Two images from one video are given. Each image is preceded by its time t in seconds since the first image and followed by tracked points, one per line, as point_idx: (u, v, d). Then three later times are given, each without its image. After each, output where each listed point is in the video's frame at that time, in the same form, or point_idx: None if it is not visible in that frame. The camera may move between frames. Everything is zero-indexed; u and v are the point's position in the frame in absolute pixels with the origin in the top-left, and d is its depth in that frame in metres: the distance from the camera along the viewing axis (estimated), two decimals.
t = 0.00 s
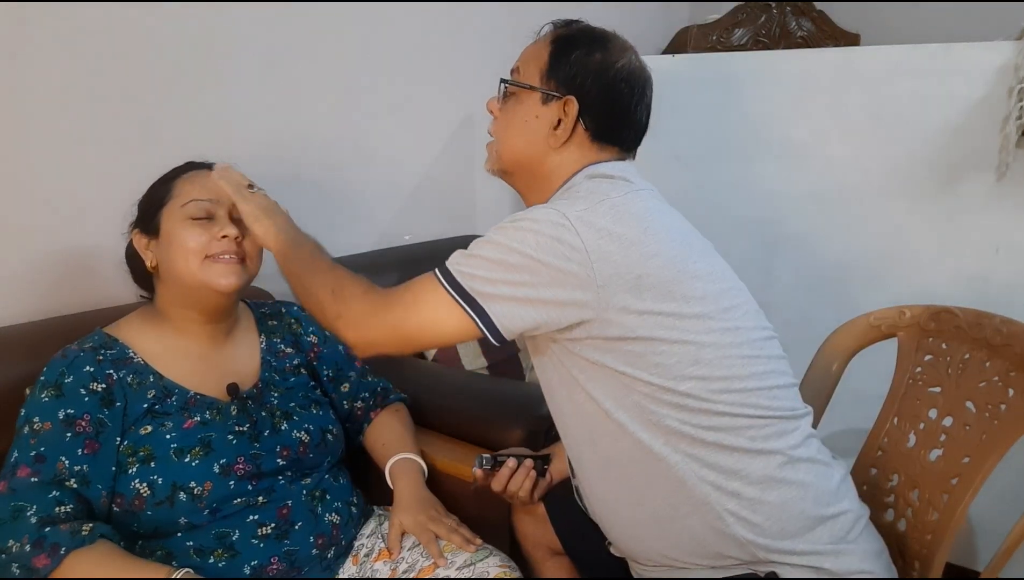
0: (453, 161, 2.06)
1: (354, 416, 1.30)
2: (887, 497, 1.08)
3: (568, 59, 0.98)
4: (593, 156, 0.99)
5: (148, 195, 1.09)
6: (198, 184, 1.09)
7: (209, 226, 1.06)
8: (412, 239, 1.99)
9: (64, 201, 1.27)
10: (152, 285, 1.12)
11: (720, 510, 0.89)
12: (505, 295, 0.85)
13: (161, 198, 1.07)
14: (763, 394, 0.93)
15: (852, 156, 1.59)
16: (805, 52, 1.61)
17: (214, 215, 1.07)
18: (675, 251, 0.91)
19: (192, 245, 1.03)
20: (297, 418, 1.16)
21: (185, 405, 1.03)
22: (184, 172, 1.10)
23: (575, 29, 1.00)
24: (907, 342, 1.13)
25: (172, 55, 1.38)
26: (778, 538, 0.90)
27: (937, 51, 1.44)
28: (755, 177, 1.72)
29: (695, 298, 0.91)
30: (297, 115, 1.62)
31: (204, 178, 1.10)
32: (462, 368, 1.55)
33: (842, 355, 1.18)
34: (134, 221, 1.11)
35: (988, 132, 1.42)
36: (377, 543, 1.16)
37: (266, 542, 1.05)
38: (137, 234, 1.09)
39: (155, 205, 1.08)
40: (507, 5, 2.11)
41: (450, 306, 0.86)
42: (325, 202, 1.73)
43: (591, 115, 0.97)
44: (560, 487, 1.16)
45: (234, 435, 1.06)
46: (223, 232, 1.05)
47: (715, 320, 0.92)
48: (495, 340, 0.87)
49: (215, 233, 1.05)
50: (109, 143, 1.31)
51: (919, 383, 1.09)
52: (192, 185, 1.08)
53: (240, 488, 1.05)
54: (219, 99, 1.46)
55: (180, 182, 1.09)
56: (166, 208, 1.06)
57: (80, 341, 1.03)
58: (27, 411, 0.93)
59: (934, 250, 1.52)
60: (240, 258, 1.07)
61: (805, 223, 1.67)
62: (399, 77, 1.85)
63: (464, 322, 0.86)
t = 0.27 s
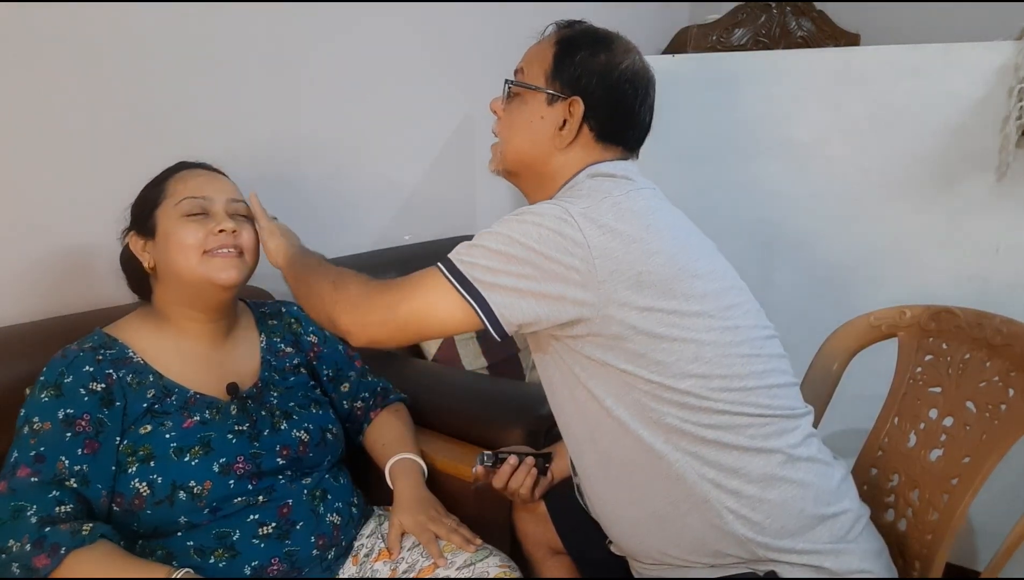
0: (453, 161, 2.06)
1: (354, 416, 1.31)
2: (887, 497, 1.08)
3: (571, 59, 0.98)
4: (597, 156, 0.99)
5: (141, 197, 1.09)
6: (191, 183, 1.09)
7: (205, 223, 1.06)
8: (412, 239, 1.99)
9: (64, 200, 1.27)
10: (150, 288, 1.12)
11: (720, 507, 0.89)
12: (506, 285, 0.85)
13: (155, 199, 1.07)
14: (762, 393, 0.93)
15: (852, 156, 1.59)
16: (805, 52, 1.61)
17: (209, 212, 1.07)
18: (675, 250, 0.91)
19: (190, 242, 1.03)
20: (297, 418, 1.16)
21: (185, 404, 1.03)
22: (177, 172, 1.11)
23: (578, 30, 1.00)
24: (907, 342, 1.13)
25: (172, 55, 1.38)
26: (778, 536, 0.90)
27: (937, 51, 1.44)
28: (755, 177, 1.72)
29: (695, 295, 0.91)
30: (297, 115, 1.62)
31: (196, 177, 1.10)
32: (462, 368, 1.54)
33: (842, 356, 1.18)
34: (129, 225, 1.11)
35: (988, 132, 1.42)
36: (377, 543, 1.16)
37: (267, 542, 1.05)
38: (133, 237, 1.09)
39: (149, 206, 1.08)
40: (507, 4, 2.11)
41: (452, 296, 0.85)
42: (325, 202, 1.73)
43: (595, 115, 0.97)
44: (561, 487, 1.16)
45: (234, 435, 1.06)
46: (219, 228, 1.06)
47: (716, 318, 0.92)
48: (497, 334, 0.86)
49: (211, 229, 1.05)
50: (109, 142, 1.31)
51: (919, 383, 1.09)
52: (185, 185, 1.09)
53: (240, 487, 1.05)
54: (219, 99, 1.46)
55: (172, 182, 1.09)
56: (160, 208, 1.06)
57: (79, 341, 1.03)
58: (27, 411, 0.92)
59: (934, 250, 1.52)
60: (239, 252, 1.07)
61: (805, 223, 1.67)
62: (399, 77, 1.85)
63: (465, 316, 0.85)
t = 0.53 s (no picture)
0: (453, 161, 2.06)
1: (355, 416, 1.31)
2: (887, 497, 1.08)
3: (555, 64, 0.98)
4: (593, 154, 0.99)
5: (139, 199, 1.09)
6: (188, 183, 1.09)
7: (204, 223, 1.06)
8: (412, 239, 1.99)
9: (64, 200, 1.27)
10: (150, 289, 1.12)
11: (723, 506, 0.89)
12: (515, 286, 0.84)
13: (153, 201, 1.07)
14: (767, 390, 0.93)
15: (851, 156, 1.59)
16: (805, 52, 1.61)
17: (207, 212, 1.07)
18: (680, 247, 0.91)
19: (189, 242, 1.03)
20: (297, 418, 1.16)
21: (185, 404, 1.03)
22: (173, 173, 1.11)
23: (559, 38, 1.01)
24: (907, 341, 1.13)
25: (172, 56, 1.38)
26: (780, 535, 0.90)
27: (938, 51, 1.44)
28: (755, 177, 1.72)
29: (700, 292, 0.91)
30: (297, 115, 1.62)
31: (193, 177, 1.10)
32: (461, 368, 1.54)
33: (842, 355, 1.18)
34: (127, 227, 1.11)
35: (988, 132, 1.42)
36: (377, 543, 1.16)
37: (267, 542, 1.05)
38: (131, 240, 1.09)
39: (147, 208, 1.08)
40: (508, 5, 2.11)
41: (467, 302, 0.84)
42: (325, 202, 1.73)
43: (585, 113, 0.97)
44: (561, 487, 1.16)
45: (234, 435, 1.06)
46: (218, 228, 1.06)
47: (720, 315, 0.92)
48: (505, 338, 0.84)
49: (210, 230, 1.05)
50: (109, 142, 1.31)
51: (919, 383, 1.09)
52: (182, 185, 1.09)
53: (240, 488, 1.05)
54: (219, 99, 1.46)
55: (169, 183, 1.09)
56: (158, 210, 1.06)
57: (79, 342, 1.03)
58: (26, 411, 0.92)
59: (934, 250, 1.52)
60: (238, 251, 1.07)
61: (805, 223, 1.67)
62: (399, 77, 1.85)
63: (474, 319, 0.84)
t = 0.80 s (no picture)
0: (453, 161, 2.06)
1: (355, 416, 1.31)
2: (887, 497, 1.08)
3: (545, 71, 0.99)
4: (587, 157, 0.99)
5: (139, 199, 1.09)
6: (189, 184, 1.09)
7: (205, 223, 1.06)
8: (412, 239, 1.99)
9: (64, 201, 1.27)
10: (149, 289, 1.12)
11: (722, 503, 0.90)
12: (513, 263, 0.82)
13: (153, 201, 1.07)
14: (764, 386, 0.93)
15: (851, 156, 1.59)
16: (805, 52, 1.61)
17: (208, 213, 1.08)
18: (677, 244, 0.92)
19: (190, 243, 1.04)
20: (297, 417, 1.16)
21: (185, 403, 1.03)
22: (174, 173, 1.11)
23: (547, 46, 1.02)
24: (907, 342, 1.14)
25: (172, 56, 1.38)
26: (778, 533, 0.90)
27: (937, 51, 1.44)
28: (754, 177, 1.73)
29: (697, 288, 0.91)
30: (297, 115, 1.62)
31: (194, 178, 1.10)
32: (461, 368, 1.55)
33: (841, 356, 1.18)
34: (127, 227, 1.11)
35: (988, 132, 1.42)
36: (377, 543, 1.16)
37: (268, 543, 1.05)
38: (131, 240, 1.09)
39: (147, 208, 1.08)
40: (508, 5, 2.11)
41: (467, 280, 0.81)
42: (325, 202, 1.73)
43: (577, 117, 0.97)
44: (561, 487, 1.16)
45: (234, 434, 1.06)
46: (220, 228, 1.06)
47: (718, 312, 0.92)
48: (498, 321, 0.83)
49: (212, 230, 1.05)
50: (109, 142, 1.31)
51: (919, 383, 1.09)
52: (183, 185, 1.09)
53: (240, 487, 1.05)
54: (219, 99, 1.46)
55: (171, 183, 1.09)
56: (159, 210, 1.07)
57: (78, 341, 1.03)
58: (26, 411, 0.93)
59: (934, 249, 1.52)
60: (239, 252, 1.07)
61: (805, 223, 1.67)
62: (399, 77, 1.85)
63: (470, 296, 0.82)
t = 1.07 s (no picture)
0: (453, 161, 2.06)
1: (355, 416, 1.31)
2: (888, 497, 1.08)
3: (548, 79, 0.99)
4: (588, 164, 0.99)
5: (133, 201, 1.08)
6: (183, 184, 1.08)
7: (201, 224, 1.05)
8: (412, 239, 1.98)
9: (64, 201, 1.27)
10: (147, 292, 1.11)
11: (725, 501, 0.89)
12: (513, 262, 0.83)
13: (149, 203, 1.07)
14: (769, 383, 0.93)
15: (851, 156, 1.59)
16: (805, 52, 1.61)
17: (204, 214, 1.07)
18: (679, 242, 0.91)
19: (188, 245, 1.03)
20: (297, 417, 1.16)
21: (185, 403, 1.03)
22: (168, 173, 1.10)
23: (550, 54, 1.02)
24: (907, 341, 1.14)
25: (172, 55, 1.37)
26: (783, 531, 0.90)
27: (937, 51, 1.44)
28: (754, 177, 1.72)
29: (699, 286, 0.91)
30: (297, 115, 1.62)
31: (188, 178, 1.10)
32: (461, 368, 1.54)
33: (842, 356, 1.18)
34: (123, 229, 1.11)
35: (988, 132, 1.42)
36: (377, 544, 1.16)
37: (268, 543, 1.05)
38: (128, 242, 1.09)
39: (142, 210, 1.08)
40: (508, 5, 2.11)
41: (470, 281, 0.82)
42: (325, 202, 1.73)
43: (579, 124, 0.97)
44: (560, 487, 1.16)
45: (234, 434, 1.05)
46: (216, 229, 1.05)
47: (721, 310, 0.92)
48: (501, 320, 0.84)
49: (208, 231, 1.05)
50: (108, 142, 1.31)
51: (920, 383, 1.09)
52: (177, 187, 1.08)
53: (241, 487, 1.05)
54: (218, 99, 1.46)
55: (165, 185, 1.08)
56: (154, 212, 1.06)
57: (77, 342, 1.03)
58: (24, 413, 0.92)
59: (933, 250, 1.52)
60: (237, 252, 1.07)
61: (805, 224, 1.67)
62: (398, 77, 1.85)
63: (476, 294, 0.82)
